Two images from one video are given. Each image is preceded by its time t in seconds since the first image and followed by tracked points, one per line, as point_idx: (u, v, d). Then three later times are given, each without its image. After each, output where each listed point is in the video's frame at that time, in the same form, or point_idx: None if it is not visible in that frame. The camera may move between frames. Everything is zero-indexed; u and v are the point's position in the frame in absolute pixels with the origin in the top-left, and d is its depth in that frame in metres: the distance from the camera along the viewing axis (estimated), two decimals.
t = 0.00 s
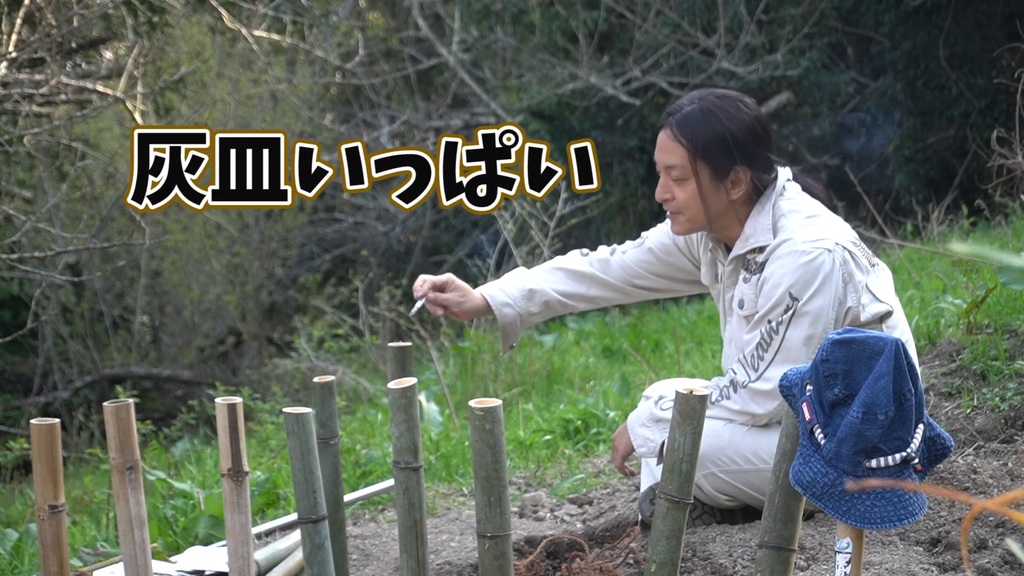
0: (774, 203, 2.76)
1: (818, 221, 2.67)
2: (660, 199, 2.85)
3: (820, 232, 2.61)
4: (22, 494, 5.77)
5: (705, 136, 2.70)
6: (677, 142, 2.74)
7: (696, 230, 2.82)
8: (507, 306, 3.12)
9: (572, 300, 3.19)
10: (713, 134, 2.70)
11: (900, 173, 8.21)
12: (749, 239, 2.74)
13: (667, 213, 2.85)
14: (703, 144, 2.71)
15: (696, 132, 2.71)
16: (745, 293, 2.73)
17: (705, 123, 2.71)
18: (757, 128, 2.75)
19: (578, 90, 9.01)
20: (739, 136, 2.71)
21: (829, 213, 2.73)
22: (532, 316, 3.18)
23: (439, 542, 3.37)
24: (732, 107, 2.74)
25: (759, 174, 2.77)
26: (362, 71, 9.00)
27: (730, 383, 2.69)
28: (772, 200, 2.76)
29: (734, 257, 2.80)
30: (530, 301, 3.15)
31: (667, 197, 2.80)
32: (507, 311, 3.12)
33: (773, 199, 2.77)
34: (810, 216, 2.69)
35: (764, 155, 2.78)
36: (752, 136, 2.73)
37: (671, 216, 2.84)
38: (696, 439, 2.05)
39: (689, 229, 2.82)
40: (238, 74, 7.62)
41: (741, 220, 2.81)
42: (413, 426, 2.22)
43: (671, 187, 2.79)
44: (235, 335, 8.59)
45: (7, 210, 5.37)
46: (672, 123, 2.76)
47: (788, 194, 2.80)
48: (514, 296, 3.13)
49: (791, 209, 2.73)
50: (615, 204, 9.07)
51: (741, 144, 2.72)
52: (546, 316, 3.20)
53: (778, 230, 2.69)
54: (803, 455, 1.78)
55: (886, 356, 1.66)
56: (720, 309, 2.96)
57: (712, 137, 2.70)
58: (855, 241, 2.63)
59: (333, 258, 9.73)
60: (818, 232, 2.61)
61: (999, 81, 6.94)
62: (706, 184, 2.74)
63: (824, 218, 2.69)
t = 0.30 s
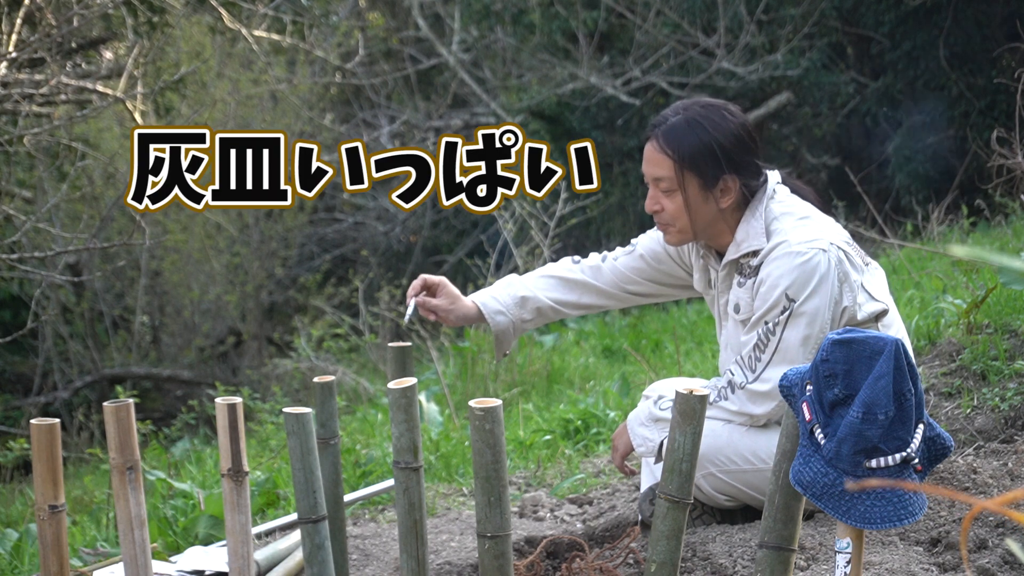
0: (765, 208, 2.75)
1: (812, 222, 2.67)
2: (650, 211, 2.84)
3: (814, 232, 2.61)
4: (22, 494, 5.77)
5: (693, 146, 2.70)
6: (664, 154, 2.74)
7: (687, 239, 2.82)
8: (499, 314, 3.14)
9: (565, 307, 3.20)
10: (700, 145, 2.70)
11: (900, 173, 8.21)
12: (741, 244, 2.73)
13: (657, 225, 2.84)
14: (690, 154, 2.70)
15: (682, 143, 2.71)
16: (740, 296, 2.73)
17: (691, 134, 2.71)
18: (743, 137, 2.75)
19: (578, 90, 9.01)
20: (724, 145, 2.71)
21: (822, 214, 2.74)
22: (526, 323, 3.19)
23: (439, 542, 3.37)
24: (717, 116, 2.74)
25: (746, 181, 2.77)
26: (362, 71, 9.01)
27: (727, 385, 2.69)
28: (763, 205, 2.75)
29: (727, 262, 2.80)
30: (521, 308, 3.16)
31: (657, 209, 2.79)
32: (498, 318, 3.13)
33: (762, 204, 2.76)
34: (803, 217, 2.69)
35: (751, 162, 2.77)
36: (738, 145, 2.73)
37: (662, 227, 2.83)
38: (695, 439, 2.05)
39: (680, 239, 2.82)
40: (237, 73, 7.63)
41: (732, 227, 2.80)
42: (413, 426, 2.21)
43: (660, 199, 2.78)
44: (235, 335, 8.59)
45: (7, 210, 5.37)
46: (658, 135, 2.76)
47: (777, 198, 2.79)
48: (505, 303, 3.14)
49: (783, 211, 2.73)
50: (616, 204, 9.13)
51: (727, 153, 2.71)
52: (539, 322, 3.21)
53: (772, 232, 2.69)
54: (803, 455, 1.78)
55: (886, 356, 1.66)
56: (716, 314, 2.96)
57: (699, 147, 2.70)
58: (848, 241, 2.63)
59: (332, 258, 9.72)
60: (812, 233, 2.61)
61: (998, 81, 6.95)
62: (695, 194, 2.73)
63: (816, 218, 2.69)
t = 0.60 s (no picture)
0: (772, 206, 2.76)
1: (816, 222, 2.68)
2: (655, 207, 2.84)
3: (818, 233, 2.61)
4: (22, 494, 5.77)
5: (700, 143, 2.70)
6: (671, 150, 2.73)
7: (693, 236, 2.81)
8: (510, 314, 3.10)
9: (572, 311, 3.17)
10: (707, 142, 2.69)
11: (900, 173, 8.21)
12: (746, 243, 2.74)
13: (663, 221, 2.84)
14: (697, 150, 2.70)
15: (690, 139, 2.71)
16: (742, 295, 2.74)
17: (698, 130, 2.71)
18: (748, 133, 2.75)
19: (577, 90, 9.01)
20: (731, 141, 2.71)
21: (827, 215, 2.74)
22: (535, 327, 3.16)
23: (439, 542, 3.37)
24: (723, 113, 2.73)
25: (752, 178, 2.77)
26: (362, 71, 9.01)
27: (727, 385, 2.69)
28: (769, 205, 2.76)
29: (732, 260, 2.80)
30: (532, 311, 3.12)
31: (663, 205, 2.78)
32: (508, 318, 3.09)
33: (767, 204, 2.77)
34: (808, 218, 2.70)
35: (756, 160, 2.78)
36: (744, 141, 2.73)
37: (668, 224, 2.82)
38: (695, 439, 2.05)
39: (685, 236, 2.81)
40: (237, 73, 7.64)
41: (737, 226, 2.80)
42: (413, 426, 2.21)
43: (666, 195, 2.77)
44: (235, 335, 8.59)
45: (7, 210, 5.37)
46: (665, 132, 2.75)
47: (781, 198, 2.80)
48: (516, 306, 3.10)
49: (788, 210, 2.74)
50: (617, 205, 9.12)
51: (734, 149, 2.71)
52: (546, 326, 3.17)
53: (776, 232, 2.70)
54: (803, 455, 1.78)
55: (886, 356, 1.66)
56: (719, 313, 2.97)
57: (706, 145, 2.69)
58: (852, 242, 2.64)
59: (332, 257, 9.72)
60: (816, 234, 2.62)
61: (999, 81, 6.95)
62: (702, 190, 2.73)
63: (821, 218, 2.70)
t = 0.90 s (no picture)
0: (795, 197, 2.78)
1: (834, 220, 2.67)
2: (684, 177, 2.86)
3: (832, 232, 2.61)
4: (22, 495, 5.77)
5: (736, 118, 2.72)
6: (707, 121, 2.76)
7: (717, 210, 2.83)
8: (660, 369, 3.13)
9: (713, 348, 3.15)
10: (744, 117, 2.71)
11: (900, 173, 8.21)
12: (763, 233, 2.78)
13: (690, 192, 2.86)
14: (734, 124, 2.72)
15: (727, 111, 2.73)
16: (754, 287, 2.74)
17: (737, 105, 2.73)
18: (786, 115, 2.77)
19: (578, 90, 9.02)
20: (770, 119, 2.73)
21: (850, 214, 2.73)
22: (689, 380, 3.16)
23: (439, 542, 3.37)
24: (764, 92, 2.75)
25: (785, 160, 2.79)
26: (362, 71, 9.01)
27: (730, 379, 2.69)
28: (793, 196, 2.78)
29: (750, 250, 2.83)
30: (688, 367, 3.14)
31: (692, 175, 2.81)
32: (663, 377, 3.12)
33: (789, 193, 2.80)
34: (825, 215, 2.69)
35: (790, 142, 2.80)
36: (782, 122, 2.75)
37: (694, 194, 2.85)
38: (695, 439, 2.05)
39: (709, 209, 2.83)
40: (237, 73, 7.64)
41: (761, 207, 2.83)
42: (413, 425, 2.21)
43: (696, 165, 2.80)
44: (235, 335, 8.59)
45: (7, 210, 5.37)
46: (703, 103, 2.78)
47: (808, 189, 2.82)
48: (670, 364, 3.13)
49: (808, 206, 2.74)
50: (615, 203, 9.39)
51: (771, 127, 2.73)
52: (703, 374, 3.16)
53: (793, 225, 2.71)
54: (803, 455, 1.78)
55: (886, 356, 1.66)
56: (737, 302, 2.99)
57: (743, 120, 2.71)
58: (869, 246, 2.62)
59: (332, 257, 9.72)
60: (830, 233, 2.61)
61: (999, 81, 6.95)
62: (732, 164, 2.75)
63: (841, 217, 2.68)
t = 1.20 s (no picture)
0: (825, 173, 2.77)
1: (858, 201, 2.64)
2: (726, 136, 2.85)
3: (852, 211, 2.58)
4: (22, 494, 5.77)
5: (791, 81, 2.73)
6: (760, 81, 2.77)
7: (754, 172, 2.83)
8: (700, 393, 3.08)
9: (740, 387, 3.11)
10: (798, 82, 2.73)
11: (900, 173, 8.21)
12: (787, 207, 2.78)
13: (730, 152, 2.85)
14: (787, 86, 2.73)
15: (782, 74, 2.74)
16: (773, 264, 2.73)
17: (792, 69, 2.74)
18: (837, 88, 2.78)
19: (578, 90, 9.03)
20: (822, 88, 2.74)
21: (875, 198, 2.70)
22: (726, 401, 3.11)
23: (439, 542, 3.36)
24: (820, 64, 2.78)
25: (830, 133, 2.79)
26: (362, 71, 9.01)
27: (733, 356, 2.69)
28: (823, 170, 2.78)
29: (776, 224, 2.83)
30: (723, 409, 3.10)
31: (736, 132, 2.80)
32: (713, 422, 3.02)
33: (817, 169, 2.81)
34: (849, 195, 2.66)
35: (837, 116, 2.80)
36: (833, 93, 2.76)
37: (734, 155, 2.84)
38: (696, 439, 2.05)
39: (747, 169, 2.82)
40: (238, 73, 7.65)
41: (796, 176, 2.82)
42: (413, 426, 2.21)
43: (742, 123, 2.79)
44: (236, 335, 8.59)
45: (7, 211, 5.37)
46: (759, 64, 2.79)
47: (844, 168, 2.80)
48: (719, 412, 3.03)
49: (836, 184, 2.71)
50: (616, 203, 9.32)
51: (822, 96, 2.74)
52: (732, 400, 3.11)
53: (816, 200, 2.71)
54: (803, 455, 1.78)
55: (886, 355, 1.67)
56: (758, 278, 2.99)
57: (797, 84, 2.73)
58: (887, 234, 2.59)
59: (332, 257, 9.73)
60: (850, 211, 2.58)
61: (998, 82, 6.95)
62: (777, 125, 2.75)
63: (864, 199, 2.65)
